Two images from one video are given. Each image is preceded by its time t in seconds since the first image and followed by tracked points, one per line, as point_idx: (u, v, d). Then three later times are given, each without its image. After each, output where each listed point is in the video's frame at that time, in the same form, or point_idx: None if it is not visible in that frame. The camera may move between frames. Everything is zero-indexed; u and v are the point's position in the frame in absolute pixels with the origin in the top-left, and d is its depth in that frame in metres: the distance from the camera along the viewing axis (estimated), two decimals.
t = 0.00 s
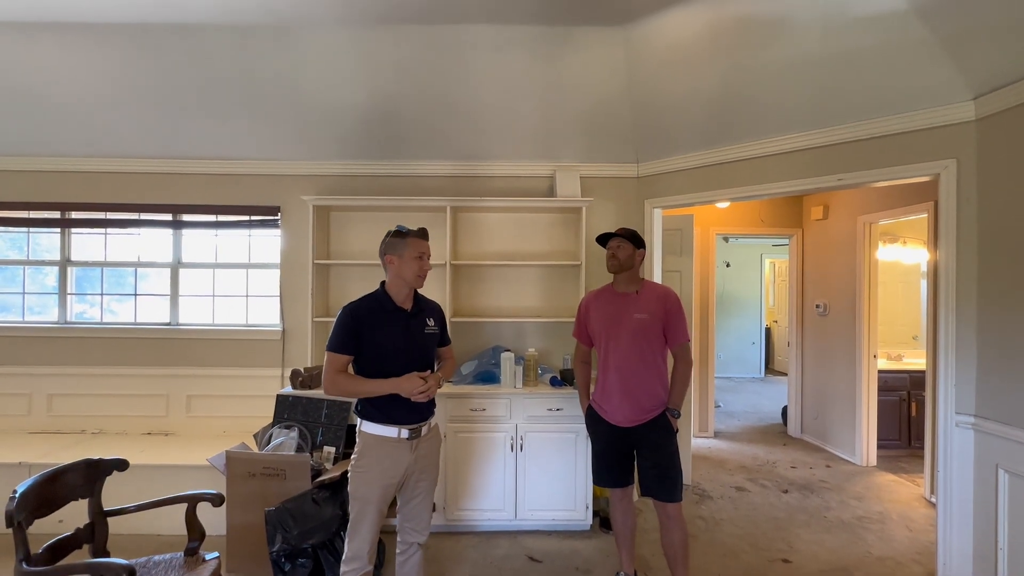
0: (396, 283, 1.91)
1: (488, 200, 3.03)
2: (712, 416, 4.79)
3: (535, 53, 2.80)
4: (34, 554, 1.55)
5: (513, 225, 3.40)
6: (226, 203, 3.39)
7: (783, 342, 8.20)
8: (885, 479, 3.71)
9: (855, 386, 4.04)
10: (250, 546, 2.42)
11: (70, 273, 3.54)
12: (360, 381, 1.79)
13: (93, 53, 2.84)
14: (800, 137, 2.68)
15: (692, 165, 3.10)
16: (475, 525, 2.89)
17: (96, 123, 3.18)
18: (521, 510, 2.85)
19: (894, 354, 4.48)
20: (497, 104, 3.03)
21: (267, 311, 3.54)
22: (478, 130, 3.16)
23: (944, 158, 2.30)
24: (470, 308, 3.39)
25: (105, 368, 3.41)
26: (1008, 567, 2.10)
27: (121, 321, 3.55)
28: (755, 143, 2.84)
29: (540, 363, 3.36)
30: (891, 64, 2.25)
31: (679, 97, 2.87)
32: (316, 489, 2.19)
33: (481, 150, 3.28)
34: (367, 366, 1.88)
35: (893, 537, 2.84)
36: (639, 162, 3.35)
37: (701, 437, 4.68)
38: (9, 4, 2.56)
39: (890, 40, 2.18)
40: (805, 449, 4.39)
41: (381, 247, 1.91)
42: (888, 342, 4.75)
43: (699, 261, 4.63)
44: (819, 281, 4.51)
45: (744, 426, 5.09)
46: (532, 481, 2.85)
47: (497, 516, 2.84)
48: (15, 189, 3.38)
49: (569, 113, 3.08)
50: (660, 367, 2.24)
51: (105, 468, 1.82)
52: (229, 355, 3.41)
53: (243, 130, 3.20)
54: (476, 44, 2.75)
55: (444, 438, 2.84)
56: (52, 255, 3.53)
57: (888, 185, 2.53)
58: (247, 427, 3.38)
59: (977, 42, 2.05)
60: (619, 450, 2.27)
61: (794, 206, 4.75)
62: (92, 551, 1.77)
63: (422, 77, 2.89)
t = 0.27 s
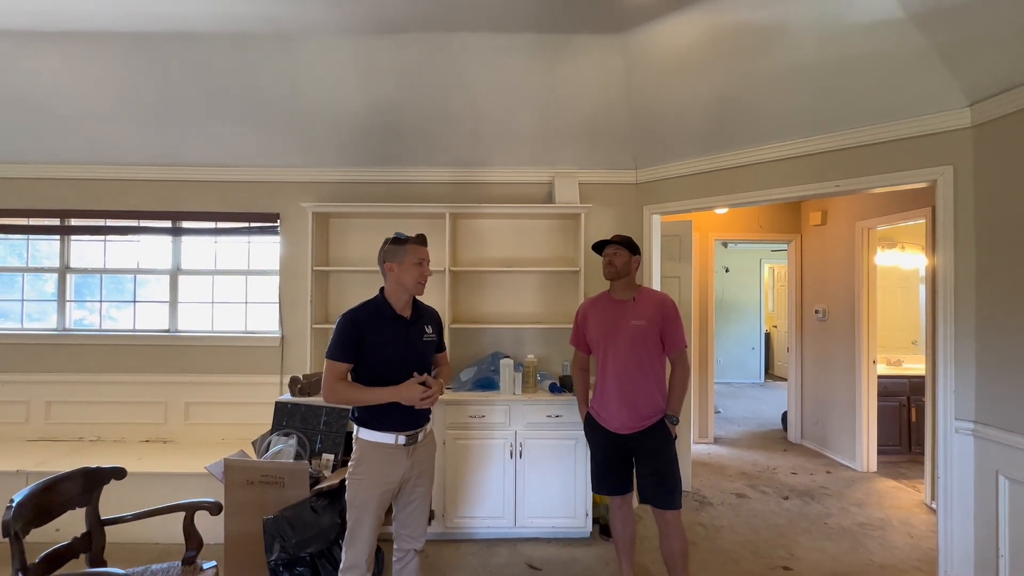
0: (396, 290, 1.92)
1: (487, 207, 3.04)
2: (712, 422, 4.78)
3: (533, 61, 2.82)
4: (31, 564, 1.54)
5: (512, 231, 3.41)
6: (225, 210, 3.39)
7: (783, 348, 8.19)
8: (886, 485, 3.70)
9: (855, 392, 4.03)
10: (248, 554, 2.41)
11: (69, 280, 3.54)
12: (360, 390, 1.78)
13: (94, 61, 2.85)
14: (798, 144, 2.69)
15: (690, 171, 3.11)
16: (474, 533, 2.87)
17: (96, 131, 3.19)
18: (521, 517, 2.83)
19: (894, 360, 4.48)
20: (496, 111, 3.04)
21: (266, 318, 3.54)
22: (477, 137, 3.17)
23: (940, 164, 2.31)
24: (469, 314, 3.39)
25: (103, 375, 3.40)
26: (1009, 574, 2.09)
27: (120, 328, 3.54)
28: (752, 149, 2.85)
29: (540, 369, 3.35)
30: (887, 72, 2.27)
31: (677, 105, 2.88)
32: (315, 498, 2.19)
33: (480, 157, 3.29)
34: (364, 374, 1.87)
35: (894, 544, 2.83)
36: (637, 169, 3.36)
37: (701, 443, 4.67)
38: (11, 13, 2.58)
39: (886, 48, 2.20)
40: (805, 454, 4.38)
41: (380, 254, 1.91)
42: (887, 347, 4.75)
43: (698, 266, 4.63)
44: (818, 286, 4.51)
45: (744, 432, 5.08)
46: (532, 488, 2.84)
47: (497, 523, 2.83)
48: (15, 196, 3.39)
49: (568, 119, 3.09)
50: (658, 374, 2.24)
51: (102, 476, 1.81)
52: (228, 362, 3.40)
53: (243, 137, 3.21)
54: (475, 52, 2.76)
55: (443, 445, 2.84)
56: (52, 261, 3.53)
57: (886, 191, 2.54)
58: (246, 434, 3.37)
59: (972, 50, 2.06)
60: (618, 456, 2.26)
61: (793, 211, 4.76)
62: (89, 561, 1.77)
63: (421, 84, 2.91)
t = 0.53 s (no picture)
0: (401, 293, 1.92)
1: (486, 208, 3.04)
2: (711, 423, 4.78)
3: (532, 62, 2.82)
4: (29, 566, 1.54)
5: (511, 232, 3.41)
6: (225, 212, 3.39)
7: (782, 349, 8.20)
8: (885, 486, 3.70)
9: (854, 393, 4.03)
10: (247, 556, 2.40)
11: (68, 281, 3.53)
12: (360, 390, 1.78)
13: (92, 62, 2.85)
14: (796, 145, 2.69)
15: (689, 172, 3.12)
16: (473, 534, 2.87)
17: (95, 132, 3.19)
18: (520, 519, 2.84)
19: (893, 361, 4.48)
20: (496, 112, 3.04)
21: (265, 319, 3.54)
22: (476, 138, 3.17)
23: (940, 165, 2.32)
24: (468, 315, 3.39)
25: (103, 377, 3.40)
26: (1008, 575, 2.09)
27: (119, 329, 3.54)
28: (752, 150, 2.85)
29: (539, 370, 3.36)
30: (886, 74, 2.27)
31: (677, 106, 2.88)
32: (314, 499, 2.20)
33: (479, 158, 3.30)
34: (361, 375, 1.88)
35: (893, 546, 2.83)
36: (637, 170, 3.37)
37: (701, 444, 4.67)
38: (10, 14, 2.58)
39: (885, 50, 2.20)
40: (805, 455, 4.38)
41: (382, 257, 1.90)
42: (887, 348, 4.75)
43: (698, 267, 4.63)
44: (818, 287, 4.51)
45: (743, 433, 5.08)
46: (531, 490, 2.84)
47: (496, 525, 2.83)
48: (14, 197, 3.38)
49: (567, 121, 3.10)
50: (655, 376, 2.24)
51: (101, 477, 1.82)
52: (227, 363, 3.40)
53: (242, 138, 3.21)
54: (475, 53, 2.76)
55: (442, 446, 2.84)
56: (51, 262, 3.53)
57: (884, 192, 2.54)
58: (245, 435, 3.37)
59: (971, 52, 2.07)
60: (617, 457, 2.26)
61: (792, 212, 4.77)
62: (87, 562, 1.77)
63: (420, 86, 2.91)
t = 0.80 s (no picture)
0: (399, 290, 1.93)
1: (485, 205, 3.03)
2: (710, 420, 4.79)
3: (532, 59, 2.82)
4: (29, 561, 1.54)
5: (511, 229, 3.41)
6: (224, 208, 3.39)
7: (781, 346, 8.20)
8: (884, 483, 3.71)
9: (853, 390, 4.04)
10: (247, 551, 2.41)
11: (67, 277, 3.53)
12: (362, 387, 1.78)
13: (91, 57, 2.84)
14: (796, 142, 2.69)
15: (689, 169, 3.11)
16: (472, 530, 2.88)
17: (94, 128, 3.19)
18: (519, 515, 2.84)
19: (892, 358, 4.48)
20: (495, 109, 3.03)
21: (265, 316, 3.54)
22: (476, 134, 3.17)
23: (940, 162, 2.31)
24: (468, 312, 3.39)
25: (102, 373, 3.40)
26: (1006, 572, 2.10)
27: (119, 325, 3.54)
28: (752, 147, 2.84)
29: (539, 367, 3.36)
30: (886, 71, 2.27)
31: (678, 102, 2.87)
32: (313, 495, 2.21)
33: (479, 155, 3.29)
34: (360, 372, 1.87)
35: (891, 542, 2.84)
36: (636, 167, 3.36)
37: (700, 441, 4.68)
38: (7, 8, 2.57)
39: (887, 46, 2.19)
40: (803, 452, 4.39)
41: (380, 254, 1.90)
42: (886, 346, 4.75)
43: (698, 264, 4.63)
44: (818, 285, 4.51)
45: (742, 430, 5.09)
46: (530, 486, 2.84)
47: (495, 521, 2.84)
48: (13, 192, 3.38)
49: (566, 117, 3.09)
50: (655, 373, 2.24)
51: (100, 473, 1.82)
52: (227, 359, 3.40)
53: (241, 134, 3.20)
54: (474, 49, 2.75)
55: (441, 442, 2.84)
56: (50, 258, 3.53)
57: (884, 190, 2.54)
58: (244, 431, 3.38)
59: (972, 48, 2.06)
60: (616, 454, 2.27)
61: (792, 209, 4.76)
62: (87, 558, 1.77)
63: (419, 82, 2.90)
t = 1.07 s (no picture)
0: (394, 282, 1.93)
1: (485, 198, 3.02)
2: (710, 414, 4.80)
3: (532, 50, 2.79)
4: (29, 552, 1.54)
5: (510, 223, 3.40)
6: (223, 201, 3.38)
7: (781, 340, 8.21)
8: (882, 477, 3.72)
9: (853, 384, 4.04)
10: (248, 543, 2.42)
11: (66, 270, 3.53)
12: (365, 382, 1.78)
13: (88, 48, 2.82)
14: (797, 135, 2.67)
15: (690, 162, 3.10)
16: (472, 522, 2.89)
17: (92, 119, 3.17)
18: (518, 507, 2.85)
19: (892, 353, 4.48)
20: (495, 101, 3.01)
21: (264, 309, 3.54)
22: (476, 126, 3.15)
23: (942, 156, 2.30)
24: (467, 305, 3.39)
25: (101, 365, 3.40)
26: (1003, 565, 2.11)
27: (119, 318, 3.54)
28: (753, 140, 2.83)
29: (538, 361, 3.36)
30: (889, 63, 2.25)
31: (679, 95, 2.85)
32: (313, 487, 2.22)
33: (479, 147, 3.27)
34: (361, 365, 1.87)
35: (889, 536, 2.85)
36: (637, 160, 3.35)
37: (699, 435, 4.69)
38: None
39: (890, 38, 2.17)
40: (802, 446, 4.40)
41: (376, 246, 1.90)
42: (886, 340, 4.75)
43: (698, 258, 4.62)
44: (818, 279, 4.51)
45: (741, 424, 5.10)
46: (530, 479, 2.85)
47: (494, 513, 2.85)
48: (11, 184, 3.37)
49: (567, 110, 3.07)
50: (655, 366, 2.24)
51: (100, 464, 1.82)
52: (227, 352, 3.40)
53: (240, 126, 3.18)
54: (474, 40, 2.73)
55: (441, 435, 2.85)
56: (49, 251, 3.52)
57: (886, 183, 2.52)
58: (244, 424, 3.38)
59: (976, 40, 2.04)
60: (615, 447, 2.27)
61: (793, 203, 4.75)
62: (87, 549, 1.78)
63: (419, 74, 2.88)
